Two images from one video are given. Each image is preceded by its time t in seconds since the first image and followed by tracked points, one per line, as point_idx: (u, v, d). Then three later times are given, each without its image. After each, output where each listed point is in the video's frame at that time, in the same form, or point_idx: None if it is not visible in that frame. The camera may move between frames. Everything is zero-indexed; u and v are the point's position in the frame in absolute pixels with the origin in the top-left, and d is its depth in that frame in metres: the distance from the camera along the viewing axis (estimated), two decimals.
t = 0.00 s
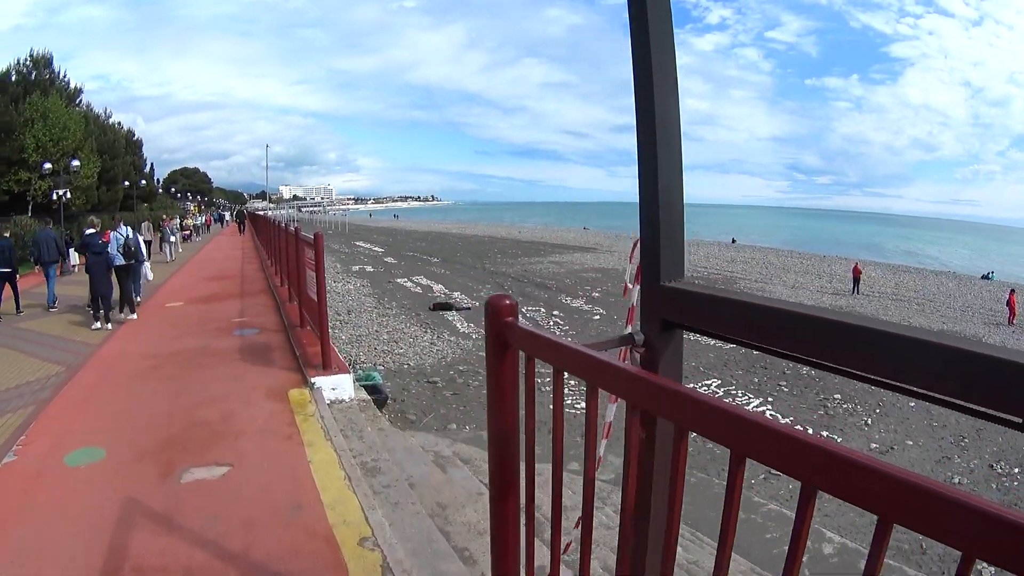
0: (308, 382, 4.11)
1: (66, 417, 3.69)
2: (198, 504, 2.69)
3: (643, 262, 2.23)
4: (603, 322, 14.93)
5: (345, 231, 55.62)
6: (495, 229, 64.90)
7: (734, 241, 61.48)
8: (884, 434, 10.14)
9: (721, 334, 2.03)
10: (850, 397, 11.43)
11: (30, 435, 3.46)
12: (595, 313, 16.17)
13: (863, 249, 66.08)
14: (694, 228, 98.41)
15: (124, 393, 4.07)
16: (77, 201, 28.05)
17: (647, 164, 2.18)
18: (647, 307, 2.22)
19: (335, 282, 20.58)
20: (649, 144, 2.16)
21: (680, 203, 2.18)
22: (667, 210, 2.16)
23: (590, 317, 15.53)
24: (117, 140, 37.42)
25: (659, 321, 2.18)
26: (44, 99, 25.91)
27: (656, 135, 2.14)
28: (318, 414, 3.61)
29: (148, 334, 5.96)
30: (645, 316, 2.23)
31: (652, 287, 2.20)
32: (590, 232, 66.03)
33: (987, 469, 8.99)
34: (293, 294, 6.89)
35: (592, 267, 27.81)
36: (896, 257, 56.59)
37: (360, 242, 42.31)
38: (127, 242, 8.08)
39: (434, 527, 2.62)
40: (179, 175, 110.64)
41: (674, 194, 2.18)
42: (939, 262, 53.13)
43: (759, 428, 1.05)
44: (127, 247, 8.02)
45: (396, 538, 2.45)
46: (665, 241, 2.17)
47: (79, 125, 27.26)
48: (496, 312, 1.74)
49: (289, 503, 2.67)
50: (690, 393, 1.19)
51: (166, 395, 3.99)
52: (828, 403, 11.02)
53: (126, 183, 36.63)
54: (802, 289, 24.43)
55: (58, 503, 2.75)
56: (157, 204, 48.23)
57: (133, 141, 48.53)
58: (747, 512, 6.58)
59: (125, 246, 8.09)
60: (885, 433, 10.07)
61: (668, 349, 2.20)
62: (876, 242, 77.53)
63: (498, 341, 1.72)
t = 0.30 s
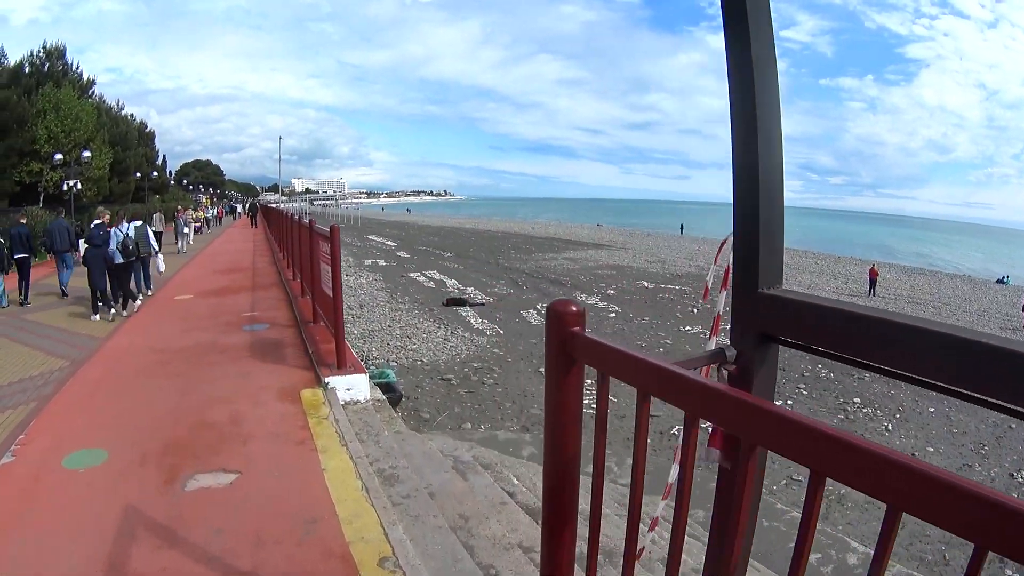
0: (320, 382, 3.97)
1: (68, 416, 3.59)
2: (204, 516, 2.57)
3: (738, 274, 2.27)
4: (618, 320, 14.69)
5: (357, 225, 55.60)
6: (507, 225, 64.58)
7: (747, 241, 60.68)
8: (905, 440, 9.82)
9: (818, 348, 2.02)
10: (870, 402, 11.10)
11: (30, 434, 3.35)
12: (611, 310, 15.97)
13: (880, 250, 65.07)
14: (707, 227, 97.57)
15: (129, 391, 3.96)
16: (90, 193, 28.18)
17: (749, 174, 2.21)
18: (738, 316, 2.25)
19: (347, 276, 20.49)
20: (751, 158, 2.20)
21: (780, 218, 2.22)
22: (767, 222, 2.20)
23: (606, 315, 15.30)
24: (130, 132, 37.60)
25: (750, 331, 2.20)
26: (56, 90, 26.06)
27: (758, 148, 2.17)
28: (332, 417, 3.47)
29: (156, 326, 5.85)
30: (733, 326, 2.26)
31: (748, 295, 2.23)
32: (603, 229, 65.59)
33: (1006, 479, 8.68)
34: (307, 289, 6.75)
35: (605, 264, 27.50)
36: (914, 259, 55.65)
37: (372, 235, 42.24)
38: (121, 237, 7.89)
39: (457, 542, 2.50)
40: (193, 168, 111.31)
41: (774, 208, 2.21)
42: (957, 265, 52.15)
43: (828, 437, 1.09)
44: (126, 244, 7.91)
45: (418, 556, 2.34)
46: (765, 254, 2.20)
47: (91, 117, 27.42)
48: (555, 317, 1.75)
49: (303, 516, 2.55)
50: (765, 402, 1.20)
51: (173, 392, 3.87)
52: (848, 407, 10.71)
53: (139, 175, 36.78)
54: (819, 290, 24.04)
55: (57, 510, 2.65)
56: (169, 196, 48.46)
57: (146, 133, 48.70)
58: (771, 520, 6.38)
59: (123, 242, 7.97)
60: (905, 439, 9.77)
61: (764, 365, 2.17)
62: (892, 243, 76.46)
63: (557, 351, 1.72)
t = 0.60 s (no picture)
0: (324, 382, 3.84)
1: (64, 416, 3.46)
2: (203, 529, 2.44)
3: (820, 295, 2.20)
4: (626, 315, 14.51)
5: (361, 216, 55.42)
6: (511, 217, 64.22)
7: (754, 234, 60.19)
8: (919, 441, 9.65)
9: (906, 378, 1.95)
10: (882, 402, 10.89)
11: (24, 435, 3.23)
12: (618, 304, 15.78)
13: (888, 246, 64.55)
14: (713, 221, 96.95)
15: (127, 390, 3.83)
16: (95, 182, 28.05)
17: (837, 193, 2.14)
18: (818, 337, 2.18)
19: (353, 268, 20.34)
20: (837, 176, 2.13)
21: (871, 235, 2.15)
22: (857, 242, 2.12)
23: (613, 310, 15.11)
24: (137, 123, 37.44)
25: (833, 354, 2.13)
26: (63, 82, 25.92)
27: (850, 166, 2.10)
28: (337, 421, 3.35)
29: (156, 322, 5.73)
30: (813, 348, 2.20)
31: (830, 316, 2.16)
32: (609, 222, 65.18)
33: None
34: (311, 282, 6.61)
35: (612, 257, 27.25)
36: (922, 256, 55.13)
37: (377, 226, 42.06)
38: (117, 228, 8.07)
39: (472, 558, 2.38)
40: (198, 159, 111.18)
41: (864, 228, 2.14)
42: (966, 263, 51.64)
43: (926, 495, 1.01)
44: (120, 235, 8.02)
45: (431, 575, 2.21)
46: (852, 271, 2.13)
47: (97, 108, 27.27)
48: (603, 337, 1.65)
49: (307, 532, 2.42)
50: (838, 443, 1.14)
51: (172, 392, 3.75)
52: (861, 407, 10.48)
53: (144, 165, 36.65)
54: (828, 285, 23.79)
55: (49, 518, 2.52)
56: (174, 187, 48.30)
57: (151, 122, 48.48)
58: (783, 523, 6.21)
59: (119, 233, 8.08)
60: (919, 440, 9.58)
61: (846, 391, 2.11)
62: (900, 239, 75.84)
63: (606, 376, 1.63)
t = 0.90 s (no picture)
0: (321, 386, 3.69)
1: (48, 422, 3.30)
2: (190, 550, 2.27)
3: (916, 312, 1.96)
4: (629, 309, 14.32)
5: (361, 211, 55.19)
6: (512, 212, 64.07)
7: (755, 228, 59.93)
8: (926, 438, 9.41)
9: None
10: (890, 397, 10.65)
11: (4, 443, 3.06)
12: (621, 299, 15.62)
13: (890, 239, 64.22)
14: (713, 215, 96.72)
15: (114, 394, 3.66)
16: (91, 179, 27.84)
17: (941, 195, 1.88)
18: (915, 358, 1.95)
19: (352, 264, 20.16)
20: (941, 184, 1.88)
21: (977, 243, 1.88)
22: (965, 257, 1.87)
23: (617, 305, 14.93)
24: (133, 118, 37.19)
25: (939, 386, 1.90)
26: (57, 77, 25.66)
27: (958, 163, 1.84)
28: (334, 429, 3.21)
29: (147, 321, 5.56)
30: (909, 372, 1.97)
31: (931, 339, 1.92)
32: (609, 215, 64.93)
33: None
34: (308, 280, 6.45)
35: (613, 252, 27.02)
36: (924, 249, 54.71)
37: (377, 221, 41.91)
38: (103, 224, 8.60)
39: None
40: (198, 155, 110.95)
41: (971, 236, 1.89)
42: (968, 255, 51.38)
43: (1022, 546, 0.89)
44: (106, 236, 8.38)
45: None
46: (960, 282, 1.87)
47: (92, 104, 27.03)
48: (656, 354, 1.48)
49: (302, 553, 2.26)
50: (961, 495, 0.98)
51: (162, 396, 3.59)
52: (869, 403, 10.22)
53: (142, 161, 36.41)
54: (832, 277, 23.52)
55: (24, 536, 2.34)
56: (173, 183, 48.17)
57: (148, 119, 48.27)
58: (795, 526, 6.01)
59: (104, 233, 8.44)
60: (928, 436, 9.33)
61: (943, 417, 1.90)
62: (901, 232, 75.61)
63: (657, 402, 1.48)
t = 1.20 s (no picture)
0: (324, 403, 3.64)
1: (40, 446, 3.26)
2: None
3: None
4: (637, 311, 14.13)
5: (367, 212, 55.06)
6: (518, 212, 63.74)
7: (762, 226, 59.51)
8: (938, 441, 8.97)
9: None
10: (904, 400, 10.34)
11: None
12: (629, 301, 15.42)
13: (899, 238, 63.50)
14: (720, 214, 96.11)
15: (108, 417, 3.62)
16: (93, 180, 27.83)
17: None
18: None
19: (357, 265, 20.03)
20: None
21: None
22: None
23: (624, 306, 14.76)
24: (135, 119, 37.20)
25: None
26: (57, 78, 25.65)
27: None
28: (338, 450, 3.15)
29: (145, 332, 5.52)
30: None
31: None
32: (615, 215, 64.58)
33: None
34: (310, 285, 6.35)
35: (620, 252, 26.77)
36: (934, 248, 53.95)
37: (382, 222, 41.73)
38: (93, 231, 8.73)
39: None
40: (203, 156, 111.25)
41: None
42: (978, 254, 50.73)
43: None
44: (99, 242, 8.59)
45: None
46: None
47: (93, 104, 27.01)
48: (758, 440, 1.35)
49: None
50: None
51: (156, 420, 3.54)
52: (881, 406, 9.92)
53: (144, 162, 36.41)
54: (842, 277, 23.14)
55: (10, 568, 2.28)
56: (177, 184, 48.18)
57: (151, 119, 48.34)
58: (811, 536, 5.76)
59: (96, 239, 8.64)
60: (940, 440, 8.96)
61: None
62: (910, 230, 74.91)
63: (759, 483, 1.35)
